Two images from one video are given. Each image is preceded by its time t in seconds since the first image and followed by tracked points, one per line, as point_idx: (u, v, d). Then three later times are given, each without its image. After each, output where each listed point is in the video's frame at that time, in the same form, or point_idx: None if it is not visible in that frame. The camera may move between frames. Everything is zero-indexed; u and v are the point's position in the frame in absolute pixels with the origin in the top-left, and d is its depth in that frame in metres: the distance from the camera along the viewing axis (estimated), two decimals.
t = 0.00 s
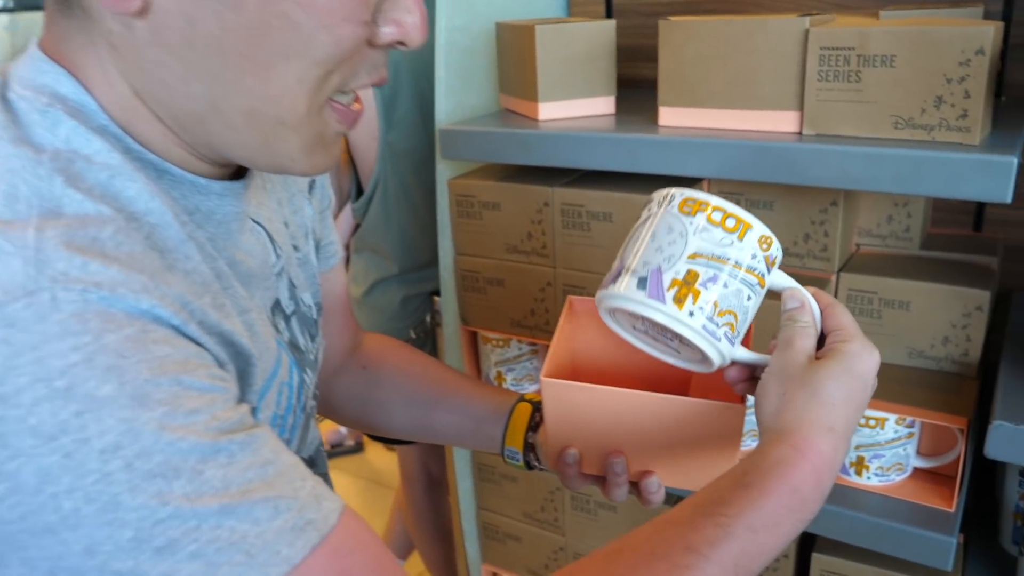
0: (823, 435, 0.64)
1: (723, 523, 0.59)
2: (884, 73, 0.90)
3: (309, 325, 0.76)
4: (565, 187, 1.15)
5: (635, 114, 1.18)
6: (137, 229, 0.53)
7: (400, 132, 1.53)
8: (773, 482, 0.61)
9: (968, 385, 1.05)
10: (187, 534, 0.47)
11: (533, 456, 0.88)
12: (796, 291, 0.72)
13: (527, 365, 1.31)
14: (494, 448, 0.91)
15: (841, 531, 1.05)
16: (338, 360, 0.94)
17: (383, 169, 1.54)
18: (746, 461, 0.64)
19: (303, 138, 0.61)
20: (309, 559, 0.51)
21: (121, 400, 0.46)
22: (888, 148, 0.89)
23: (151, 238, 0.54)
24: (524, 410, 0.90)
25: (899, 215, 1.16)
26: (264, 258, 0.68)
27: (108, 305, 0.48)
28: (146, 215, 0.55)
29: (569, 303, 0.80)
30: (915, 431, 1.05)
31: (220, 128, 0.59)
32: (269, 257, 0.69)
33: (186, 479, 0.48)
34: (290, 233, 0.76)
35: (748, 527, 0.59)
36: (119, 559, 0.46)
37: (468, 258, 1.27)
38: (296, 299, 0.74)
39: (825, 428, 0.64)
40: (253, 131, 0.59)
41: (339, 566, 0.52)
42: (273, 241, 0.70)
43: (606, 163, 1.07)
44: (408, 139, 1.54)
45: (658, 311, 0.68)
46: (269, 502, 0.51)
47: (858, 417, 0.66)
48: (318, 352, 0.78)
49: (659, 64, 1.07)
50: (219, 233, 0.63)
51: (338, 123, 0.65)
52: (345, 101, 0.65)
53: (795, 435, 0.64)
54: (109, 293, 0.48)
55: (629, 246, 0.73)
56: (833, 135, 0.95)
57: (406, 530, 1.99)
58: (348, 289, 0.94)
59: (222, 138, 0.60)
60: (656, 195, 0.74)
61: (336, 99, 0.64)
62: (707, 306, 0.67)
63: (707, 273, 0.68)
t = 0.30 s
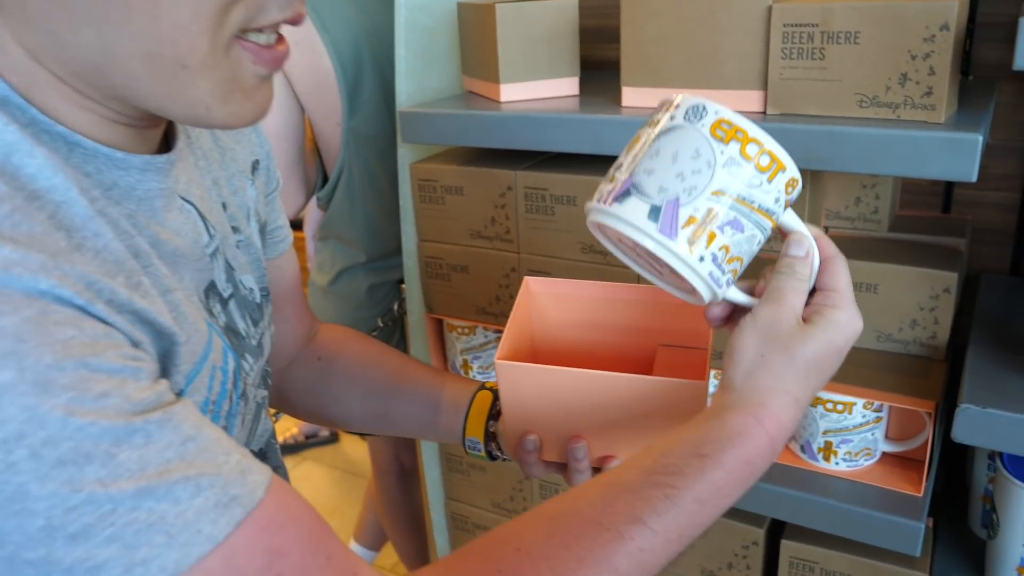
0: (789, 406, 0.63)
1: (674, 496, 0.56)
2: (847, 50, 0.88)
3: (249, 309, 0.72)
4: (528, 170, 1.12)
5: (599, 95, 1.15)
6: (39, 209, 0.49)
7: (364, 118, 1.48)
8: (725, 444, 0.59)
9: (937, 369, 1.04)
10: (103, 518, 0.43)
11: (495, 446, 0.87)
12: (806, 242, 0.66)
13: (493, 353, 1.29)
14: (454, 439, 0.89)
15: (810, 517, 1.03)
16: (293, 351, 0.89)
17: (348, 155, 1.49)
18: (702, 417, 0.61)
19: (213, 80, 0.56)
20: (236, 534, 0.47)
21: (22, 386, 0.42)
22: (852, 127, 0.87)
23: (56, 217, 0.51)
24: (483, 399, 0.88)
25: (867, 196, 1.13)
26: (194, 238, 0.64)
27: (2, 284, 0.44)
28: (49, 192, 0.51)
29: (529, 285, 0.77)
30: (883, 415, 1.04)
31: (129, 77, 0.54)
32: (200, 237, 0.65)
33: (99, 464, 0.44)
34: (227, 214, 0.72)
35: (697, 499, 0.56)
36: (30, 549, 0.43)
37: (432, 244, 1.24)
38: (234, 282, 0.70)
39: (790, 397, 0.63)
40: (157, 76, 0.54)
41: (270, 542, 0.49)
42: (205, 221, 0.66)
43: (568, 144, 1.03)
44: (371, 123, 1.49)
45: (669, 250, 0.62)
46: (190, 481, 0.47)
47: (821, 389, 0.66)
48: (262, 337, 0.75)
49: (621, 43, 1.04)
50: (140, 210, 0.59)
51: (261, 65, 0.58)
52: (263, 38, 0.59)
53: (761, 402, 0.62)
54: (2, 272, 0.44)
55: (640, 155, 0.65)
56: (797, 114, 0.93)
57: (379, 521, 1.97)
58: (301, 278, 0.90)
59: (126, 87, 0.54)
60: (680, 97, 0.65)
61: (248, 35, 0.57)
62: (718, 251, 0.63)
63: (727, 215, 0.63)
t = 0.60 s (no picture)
0: (736, 365, 0.62)
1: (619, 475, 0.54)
2: (806, 46, 0.88)
3: (192, 315, 0.70)
4: (491, 170, 1.11)
5: (562, 93, 1.14)
6: None
7: (331, 118, 1.46)
8: (672, 409, 0.58)
9: (903, 364, 1.04)
10: (18, 523, 0.41)
11: (459, 450, 0.85)
12: (770, 195, 0.65)
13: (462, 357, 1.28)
14: (416, 446, 0.87)
15: (779, 516, 1.03)
16: (251, 359, 0.89)
17: (314, 155, 1.47)
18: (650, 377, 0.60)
19: (112, 64, 0.54)
20: (163, 533, 0.45)
21: None
22: (811, 123, 0.86)
23: None
24: (447, 403, 0.86)
25: (832, 191, 1.13)
26: (126, 240, 0.62)
27: None
28: None
29: (483, 281, 0.75)
30: (850, 412, 1.03)
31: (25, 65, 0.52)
32: (134, 239, 0.63)
33: (11, 468, 0.42)
34: (170, 217, 0.71)
35: (644, 473, 0.55)
36: None
37: (398, 246, 1.23)
38: (174, 286, 0.68)
39: (738, 357, 0.62)
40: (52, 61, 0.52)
41: (199, 540, 0.46)
42: (139, 223, 0.64)
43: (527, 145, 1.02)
44: (336, 123, 1.47)
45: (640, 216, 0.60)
46: (112, 480, 0.45)
47: (770, 346, 0.65)
48: (206, 344, 0.72)
49: (582, 41, 1.03)
50: (65, 208, 0.57)
51: (165, 52, 0.57)
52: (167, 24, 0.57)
53: (708, 364, 0.61)
54: None
55: (601, 107, 0.62)
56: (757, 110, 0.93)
57: (355, 524, 1.94)
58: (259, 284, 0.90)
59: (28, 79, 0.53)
60: (641, 43, 0.61)
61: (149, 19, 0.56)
62: (691, 215, 0.62)
63: (700, 175, 0.61)
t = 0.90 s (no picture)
0: (704, 409, 0.61)
1: (583, 521, 0.54)
2: (768, 90, 0.89)
3: (151, 365, 0.70)
4: (463, 211, 1.12)
5: (533, 134, 1.15)
6: None
7: (307, 156, 1.47)
8: (638, 457, 0.57)
9: (874, 399, 1.04)
10: None
11: (431, 497, 0.84)
12: (739, 235, 0.63)
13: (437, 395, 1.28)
14: (388, 493, 0.87)
15: (754, 554, 1.03)
16: (224, 408, 0.89)
17: (291, 195, 1.47)
18: (617, 423, 0.59)
19: (54, 112, 0.55)
20: None
21: None
22: (773, 164, 0.88)
23: None
24: (417, 451, 0.85)
25: (801, 228, 1.15)
26: (82, 293, 0.62)
27: None
28: None
29: (450, 326, 0.75)
30: (822, 448, 1.04)
31: None
32: (91, 292, 0.63)
33: None
34: (133, 268, 0.71)
35: (609, 523, 0.55)
36: None
37: (372, 285, 1.23)
38: (133, 337, 0.68)
39: (705, 401, 0.61)
40: None
41: None
42: (98, 275, 0.64)
43: (498, 187, 1.03)
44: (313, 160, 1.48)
45: (622, 264, 0.58)
46: (57, 535, 0.45)
47: (737, 387, 0.65)
48: (167, 395, 0.72)
49: (550, 84, 1.05)
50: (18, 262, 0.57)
51: (107, 98, 0.58)
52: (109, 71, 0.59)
53: (675, 409, 0.60)
54: None
55: (579, 150, 0.59)
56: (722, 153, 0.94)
57: (335, 563, 1.92)
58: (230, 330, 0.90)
59: None
60: (619, 84, 0.59)
61: (89, 66, 0.58)
62: (672, 261, 0.59)
63: (681, 221, 0.59)
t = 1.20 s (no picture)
0: (687, 442, 0.62)
1: (565, 556, 0.55)
2: (751, 125, 0.91)
3: (139, 400, 0.71)
4: (455, 243, 1.14)
5: (523, 166, 1.17)
6: None
7: (300, 182, 1.51)
8: (620, 491, 0.58)
9: (861, 428, 1.06)
10: None
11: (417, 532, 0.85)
12: (722, 269, 0.65)
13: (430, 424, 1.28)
14: (377, 528, 0.88)
15: None
16: (215, 441, 0.90)
17: (284, 220, 1.50)
18: (602, 455, 0.60)
19: (42, 145, 0.55)
20: None
21: None
22: (757, 198, 0.90)
23: None
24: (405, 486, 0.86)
25: (788, 258, 1.17)
26: (72, 332, 0.62)
27: None
28: None
29: (436, 361, 0.76)
30: (810, 476, 1.05)
31: None
32: (81, 330, 0.64)
33: None
34: (123, 305, 0.72)
35: (591, 557, 0.57)
36: None
37: (365, 316, 1.25)
38: (121, 373, 0.69)
39: (689, 434, 0.63)
40: None
41: None
42: (88, 312, 0.65)
43: (488, 219, 1.05)
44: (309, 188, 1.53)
45: (618, 300, 0.58)
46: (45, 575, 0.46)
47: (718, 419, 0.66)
48: (153, 430, 0.73)
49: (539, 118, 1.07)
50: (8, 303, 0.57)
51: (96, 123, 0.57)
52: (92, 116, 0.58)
53: (658, 441, 0.61)
54: None
55: (575, 187, 0.59)
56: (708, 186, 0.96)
57: None
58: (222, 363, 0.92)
59: None
60: (614, 121, 0.59)
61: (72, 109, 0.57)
62: (665, 297, 0.60)
63: (675, 258, 0.59)
